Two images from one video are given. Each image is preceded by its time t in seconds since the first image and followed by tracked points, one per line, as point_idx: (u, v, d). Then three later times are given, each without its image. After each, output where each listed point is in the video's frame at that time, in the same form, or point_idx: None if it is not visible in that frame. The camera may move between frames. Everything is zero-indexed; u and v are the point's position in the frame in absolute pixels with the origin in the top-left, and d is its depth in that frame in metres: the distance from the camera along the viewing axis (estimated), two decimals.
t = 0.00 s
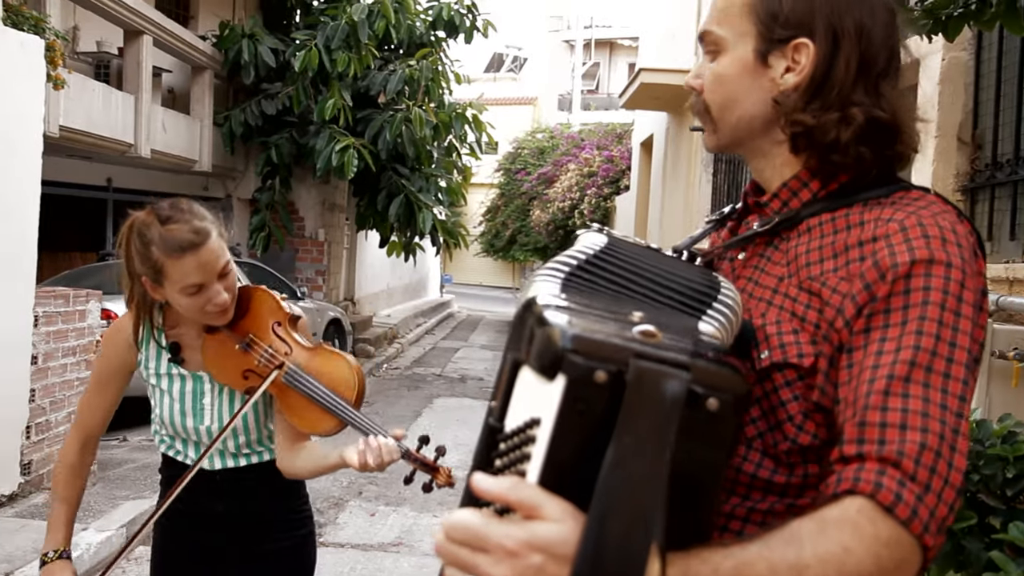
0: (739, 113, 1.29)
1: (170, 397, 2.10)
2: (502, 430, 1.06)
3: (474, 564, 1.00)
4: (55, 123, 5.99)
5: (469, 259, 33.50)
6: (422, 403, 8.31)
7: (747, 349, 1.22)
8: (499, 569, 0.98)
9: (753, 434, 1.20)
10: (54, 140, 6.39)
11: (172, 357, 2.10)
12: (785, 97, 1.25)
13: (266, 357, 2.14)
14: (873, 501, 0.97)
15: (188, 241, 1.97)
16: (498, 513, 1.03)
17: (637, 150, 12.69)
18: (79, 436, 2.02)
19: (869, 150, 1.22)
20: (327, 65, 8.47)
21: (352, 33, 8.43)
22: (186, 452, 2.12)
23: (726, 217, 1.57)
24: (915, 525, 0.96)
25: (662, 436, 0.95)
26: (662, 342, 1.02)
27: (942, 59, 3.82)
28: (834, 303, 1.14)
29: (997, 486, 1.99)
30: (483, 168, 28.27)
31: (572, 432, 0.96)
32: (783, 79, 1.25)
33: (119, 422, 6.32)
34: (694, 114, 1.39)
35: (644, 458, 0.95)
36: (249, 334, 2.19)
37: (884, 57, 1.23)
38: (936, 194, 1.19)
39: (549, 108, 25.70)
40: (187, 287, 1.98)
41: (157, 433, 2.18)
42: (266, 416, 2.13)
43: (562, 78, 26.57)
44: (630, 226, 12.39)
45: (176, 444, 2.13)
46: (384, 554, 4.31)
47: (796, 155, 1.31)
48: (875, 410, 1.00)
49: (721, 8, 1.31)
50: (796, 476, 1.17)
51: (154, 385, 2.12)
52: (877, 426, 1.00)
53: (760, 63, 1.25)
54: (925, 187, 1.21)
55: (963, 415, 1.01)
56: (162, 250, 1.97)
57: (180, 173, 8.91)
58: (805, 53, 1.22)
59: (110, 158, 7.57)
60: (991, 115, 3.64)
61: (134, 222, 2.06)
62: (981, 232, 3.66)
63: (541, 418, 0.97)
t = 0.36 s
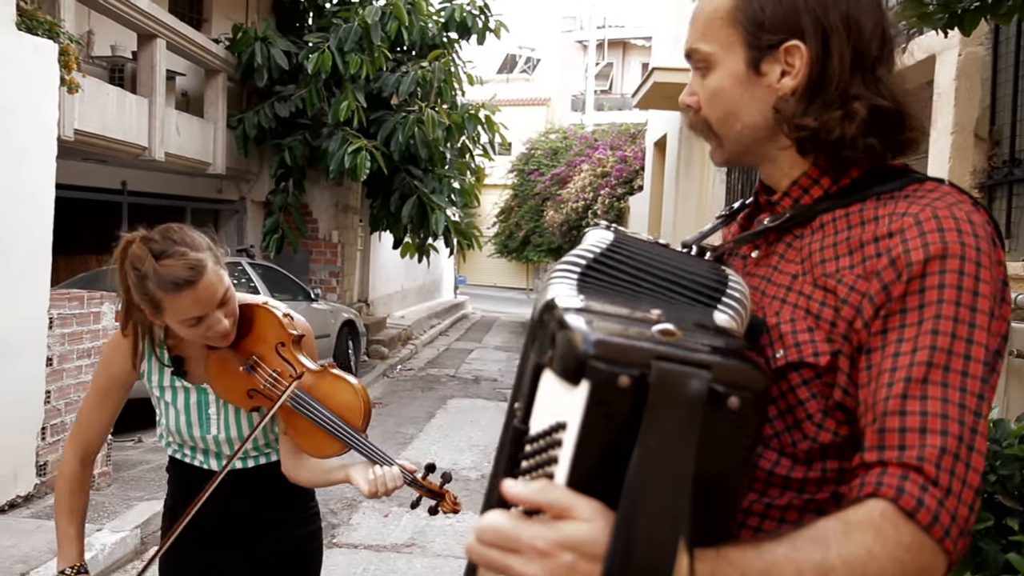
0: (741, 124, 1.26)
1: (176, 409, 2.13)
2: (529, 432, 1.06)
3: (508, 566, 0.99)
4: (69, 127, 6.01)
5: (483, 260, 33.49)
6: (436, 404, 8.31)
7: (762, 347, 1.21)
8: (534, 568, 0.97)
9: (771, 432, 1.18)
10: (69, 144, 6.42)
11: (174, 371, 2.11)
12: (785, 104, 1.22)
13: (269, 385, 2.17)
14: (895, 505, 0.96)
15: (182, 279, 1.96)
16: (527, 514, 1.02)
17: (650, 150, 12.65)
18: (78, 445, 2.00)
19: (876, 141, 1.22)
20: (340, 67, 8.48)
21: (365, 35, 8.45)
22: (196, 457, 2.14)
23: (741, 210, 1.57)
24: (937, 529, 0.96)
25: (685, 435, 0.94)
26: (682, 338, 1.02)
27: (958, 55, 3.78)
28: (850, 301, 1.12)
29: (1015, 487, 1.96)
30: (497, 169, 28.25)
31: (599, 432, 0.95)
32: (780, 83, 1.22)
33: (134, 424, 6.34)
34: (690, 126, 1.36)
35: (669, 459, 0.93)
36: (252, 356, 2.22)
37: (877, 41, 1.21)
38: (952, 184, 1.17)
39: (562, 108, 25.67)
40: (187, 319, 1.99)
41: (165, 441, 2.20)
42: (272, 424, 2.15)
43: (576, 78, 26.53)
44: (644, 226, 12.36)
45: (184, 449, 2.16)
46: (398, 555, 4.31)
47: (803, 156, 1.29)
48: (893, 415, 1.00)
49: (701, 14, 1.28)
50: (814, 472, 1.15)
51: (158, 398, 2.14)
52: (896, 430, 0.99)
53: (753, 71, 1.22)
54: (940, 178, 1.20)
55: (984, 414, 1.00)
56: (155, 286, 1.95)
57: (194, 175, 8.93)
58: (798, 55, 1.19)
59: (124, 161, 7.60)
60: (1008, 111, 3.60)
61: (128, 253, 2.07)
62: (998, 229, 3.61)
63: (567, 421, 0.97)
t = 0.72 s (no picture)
0: (726, 141, 1.26)
1: (172, 402, 2.11)
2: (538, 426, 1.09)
3: (521, 563, 1.01)
4: (77, 129, 6.03)
5: (491, 260, 33.49)
6: (444, 405, 8.30)
7: (768, 349, 1.19)
8: (547, 564, 0.99)
9: (781, 434, 1.17)
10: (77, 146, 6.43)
11: (173, 362, 2.12)
12: (763, 121, 1.22)
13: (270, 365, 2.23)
14: (899, 503, 0.97)
15: (182, 260, 1.98)
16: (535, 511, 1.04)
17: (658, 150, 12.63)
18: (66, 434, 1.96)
19: (862, 142, 1.22)
20: (348, 68, 8.50)
21: (373, 36, 8.46)
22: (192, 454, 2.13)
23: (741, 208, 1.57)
24: (939, 526, 0.97)
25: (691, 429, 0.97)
26: (682, 328, 1.06)
27: (967, 52, 3.76)
28: (854, 299, 1.12)
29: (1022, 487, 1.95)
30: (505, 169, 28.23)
31: (604, 429, 0.99)
32: (758, 96, 1.21)
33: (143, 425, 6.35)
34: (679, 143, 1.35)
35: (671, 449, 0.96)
36: (250, 341, 2.29)
37: (847, 38, 1.20)
38: (952, 175, 1.17)
39: (571, 109, 25.66)
40: (186, 301, 2.00)
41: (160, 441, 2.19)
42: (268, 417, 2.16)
43: (584, 78, 26.50)
44: (652, 227, 12.33)
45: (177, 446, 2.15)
46: (405, 555, 4.30)
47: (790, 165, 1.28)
48: (898, 415, 1.01)
49: (671, 32, 1.27)
50: (827, 470, 1.13)
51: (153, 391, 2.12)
52: (901, 431, 1.00)
53: (729, 89, 1.22)
54: (940, 170, 1.19)
55: (990, 409, 1.00)
56: (157, 268, 1.97)
57: (202, 177, 8.95)
58: (772, 67, 1.18)
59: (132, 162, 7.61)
60: (1017, 108, 3.57)
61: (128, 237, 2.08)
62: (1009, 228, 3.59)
63: (572, 416, 1.01)
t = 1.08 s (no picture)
0: (699, 153, 1.27)
1: (157, 387, 2.14)
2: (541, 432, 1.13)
3: (529, 560, 1.06)
4: (76, 130, 6.03)
5: (492, 260, 33.46)
6: (445, 405, 8.30)
7: (760, 350, 1.19)
8: (552, 562, 1.04)
9: (780, 433, 1.17)
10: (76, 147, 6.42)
11: (163, 343, 2.17)
12: (728, 133, 1.23)
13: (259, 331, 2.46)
14: (894, 495, 0.99)
15: (178, 220, 2.13)
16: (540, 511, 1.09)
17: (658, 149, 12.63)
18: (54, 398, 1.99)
19: (830, 140, 1.23)
20: (347, 68, 8.49)
21: (372, 36, 8.45)
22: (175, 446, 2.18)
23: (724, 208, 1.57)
24: (932, 515, 0.99)
25: (675, 426, 0.99)
26: (672, 332, 1.10)
27: (964, 50, 3.75)
28: (842, 295, 1.12)
29: (1019, 484, 1.94)
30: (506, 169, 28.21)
31: (606, 431, 1.03)
32: (723, 108, 1.22)
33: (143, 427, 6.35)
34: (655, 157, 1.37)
35: (663, 448, 0.99)
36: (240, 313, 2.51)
37: (802, 38, 1.21)
38: (930, 161, 1.17)
39: (571, 108, 25.66)
40: (177, 264, 2.10)
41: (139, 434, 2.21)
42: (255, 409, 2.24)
43: (584, 78, 26.48)
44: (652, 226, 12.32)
45: (160, 437, 2.18)
46: (405, 555, 4.30)
47: (764, 171, 1.29)
48: (888, 410, 1.02)
49: (629, 52, 1.29)
50: (829, 466, 1.13)
51: (138, 374, 2.15)
52: (891, 426, 1.01)
53: (694, 103, 1.23)
54: (916, 157, 1.20)
55: (980, 394, 1.01)
56: (152, 229, 2.11)
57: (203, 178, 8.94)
58: (732, 80, 1.19)
59: (131, 163, 7.61)
60: (1016, 105, 3.57)
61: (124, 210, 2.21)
62: (1009, 226, 3.59)
63: (569, 421, 1.05)
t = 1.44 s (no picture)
0: (678, 166, 1.28)
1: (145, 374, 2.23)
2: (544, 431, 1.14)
3: (530, 554, 1.06)
4: (71, 130, 6.02)
5: (487, 260, 33.42)
6: (440, 405, 8.30)
7: (751, 355, 1.20)
8: (552, 556, 1.05)
9: (774, 437, 1.17)
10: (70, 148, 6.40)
11: (149, 334, 2.31)
12: (703, 146, 1.24)
13: (240, 316, 2.53)
14: (887, 493, 1.00)
15: (164, 205, 2.29)
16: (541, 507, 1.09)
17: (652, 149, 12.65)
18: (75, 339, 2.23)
19: (805, 146, 1.24)
20: (342, 68, 8.49)
21: (367, 36, 8.44)
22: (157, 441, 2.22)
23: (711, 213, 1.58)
24: (925, 511, 0.99)
25: (666, 424, 1.01)
26: (668, 335, 1.11)
27: (959, 52, 3.77)
28: (828, 298, 1.12)
29: (1017, 486, 1.95)
30: (501, 169, 28.20)
31: (602, 431, 1.04)
32: (697, 120, 1.22)
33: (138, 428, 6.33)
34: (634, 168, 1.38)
35: (655, 446, 1.00)
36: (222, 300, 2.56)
37: (769, 46, 1.21)
38: (908, 158, 1.19)
39: (566, 109, 25.67)
40: (161, 248, 2.24)
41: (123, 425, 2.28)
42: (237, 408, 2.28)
43: (579, 78, 26.49)
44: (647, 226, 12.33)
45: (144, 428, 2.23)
46: (402, 556, 4.31)
47: (743, 181, 1.29)
48: (878, 411, 1.03)
49: (601, 71, 1.29)
50: (824, 467, 1.14)
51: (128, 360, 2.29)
52: (883, 427, 1.02)
53: (669, 118, 1.24)
54: (895, 154, 1.20)
55: (969, 389, 1.02)
56: (138, 214, 2.27)
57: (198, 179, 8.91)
58: (703, 93, 1.20)
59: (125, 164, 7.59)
60: (1010, 107, 3.58)
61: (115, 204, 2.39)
62: (1003, 227, 3.61)
63: (569, 421, 1.05)
